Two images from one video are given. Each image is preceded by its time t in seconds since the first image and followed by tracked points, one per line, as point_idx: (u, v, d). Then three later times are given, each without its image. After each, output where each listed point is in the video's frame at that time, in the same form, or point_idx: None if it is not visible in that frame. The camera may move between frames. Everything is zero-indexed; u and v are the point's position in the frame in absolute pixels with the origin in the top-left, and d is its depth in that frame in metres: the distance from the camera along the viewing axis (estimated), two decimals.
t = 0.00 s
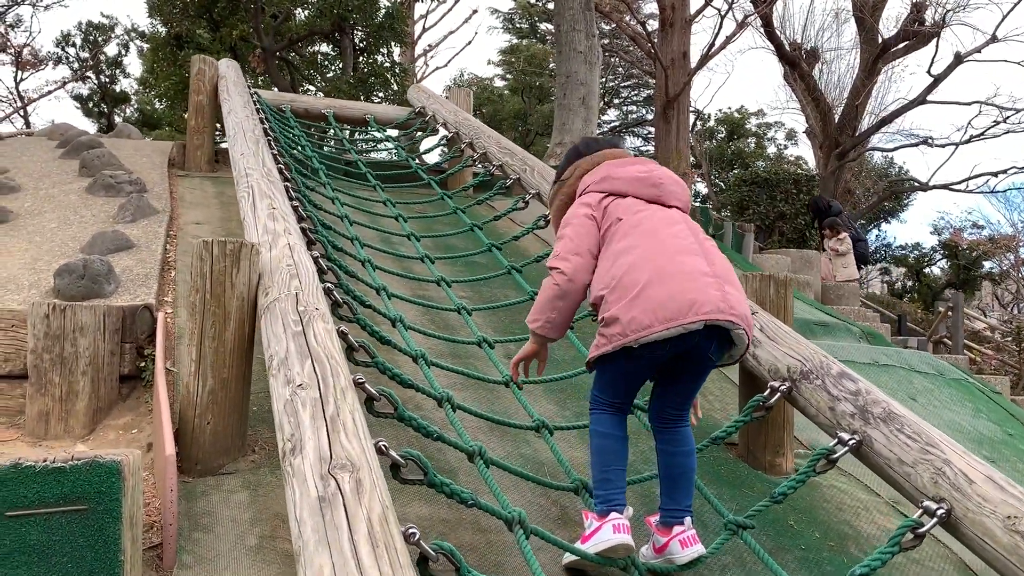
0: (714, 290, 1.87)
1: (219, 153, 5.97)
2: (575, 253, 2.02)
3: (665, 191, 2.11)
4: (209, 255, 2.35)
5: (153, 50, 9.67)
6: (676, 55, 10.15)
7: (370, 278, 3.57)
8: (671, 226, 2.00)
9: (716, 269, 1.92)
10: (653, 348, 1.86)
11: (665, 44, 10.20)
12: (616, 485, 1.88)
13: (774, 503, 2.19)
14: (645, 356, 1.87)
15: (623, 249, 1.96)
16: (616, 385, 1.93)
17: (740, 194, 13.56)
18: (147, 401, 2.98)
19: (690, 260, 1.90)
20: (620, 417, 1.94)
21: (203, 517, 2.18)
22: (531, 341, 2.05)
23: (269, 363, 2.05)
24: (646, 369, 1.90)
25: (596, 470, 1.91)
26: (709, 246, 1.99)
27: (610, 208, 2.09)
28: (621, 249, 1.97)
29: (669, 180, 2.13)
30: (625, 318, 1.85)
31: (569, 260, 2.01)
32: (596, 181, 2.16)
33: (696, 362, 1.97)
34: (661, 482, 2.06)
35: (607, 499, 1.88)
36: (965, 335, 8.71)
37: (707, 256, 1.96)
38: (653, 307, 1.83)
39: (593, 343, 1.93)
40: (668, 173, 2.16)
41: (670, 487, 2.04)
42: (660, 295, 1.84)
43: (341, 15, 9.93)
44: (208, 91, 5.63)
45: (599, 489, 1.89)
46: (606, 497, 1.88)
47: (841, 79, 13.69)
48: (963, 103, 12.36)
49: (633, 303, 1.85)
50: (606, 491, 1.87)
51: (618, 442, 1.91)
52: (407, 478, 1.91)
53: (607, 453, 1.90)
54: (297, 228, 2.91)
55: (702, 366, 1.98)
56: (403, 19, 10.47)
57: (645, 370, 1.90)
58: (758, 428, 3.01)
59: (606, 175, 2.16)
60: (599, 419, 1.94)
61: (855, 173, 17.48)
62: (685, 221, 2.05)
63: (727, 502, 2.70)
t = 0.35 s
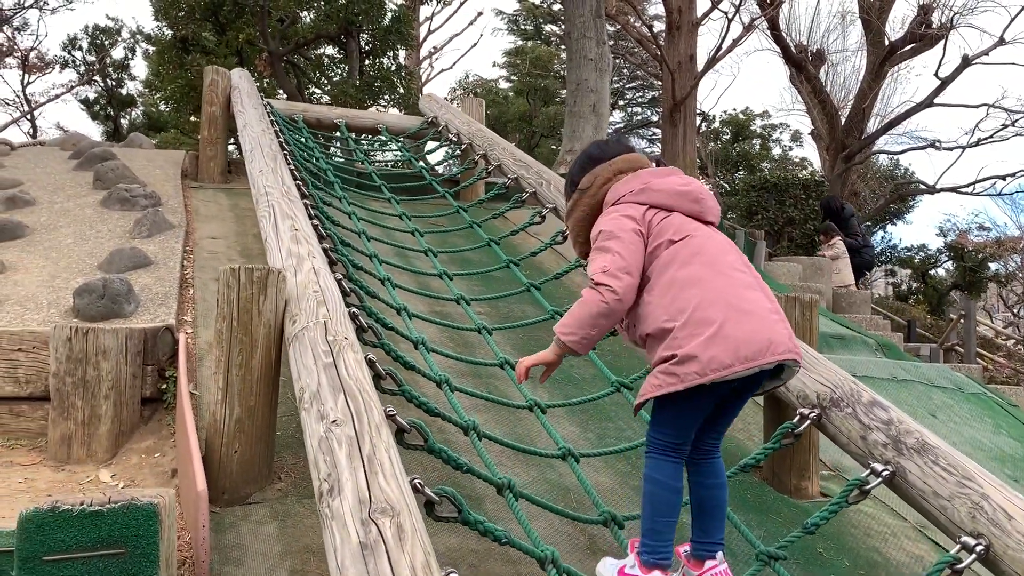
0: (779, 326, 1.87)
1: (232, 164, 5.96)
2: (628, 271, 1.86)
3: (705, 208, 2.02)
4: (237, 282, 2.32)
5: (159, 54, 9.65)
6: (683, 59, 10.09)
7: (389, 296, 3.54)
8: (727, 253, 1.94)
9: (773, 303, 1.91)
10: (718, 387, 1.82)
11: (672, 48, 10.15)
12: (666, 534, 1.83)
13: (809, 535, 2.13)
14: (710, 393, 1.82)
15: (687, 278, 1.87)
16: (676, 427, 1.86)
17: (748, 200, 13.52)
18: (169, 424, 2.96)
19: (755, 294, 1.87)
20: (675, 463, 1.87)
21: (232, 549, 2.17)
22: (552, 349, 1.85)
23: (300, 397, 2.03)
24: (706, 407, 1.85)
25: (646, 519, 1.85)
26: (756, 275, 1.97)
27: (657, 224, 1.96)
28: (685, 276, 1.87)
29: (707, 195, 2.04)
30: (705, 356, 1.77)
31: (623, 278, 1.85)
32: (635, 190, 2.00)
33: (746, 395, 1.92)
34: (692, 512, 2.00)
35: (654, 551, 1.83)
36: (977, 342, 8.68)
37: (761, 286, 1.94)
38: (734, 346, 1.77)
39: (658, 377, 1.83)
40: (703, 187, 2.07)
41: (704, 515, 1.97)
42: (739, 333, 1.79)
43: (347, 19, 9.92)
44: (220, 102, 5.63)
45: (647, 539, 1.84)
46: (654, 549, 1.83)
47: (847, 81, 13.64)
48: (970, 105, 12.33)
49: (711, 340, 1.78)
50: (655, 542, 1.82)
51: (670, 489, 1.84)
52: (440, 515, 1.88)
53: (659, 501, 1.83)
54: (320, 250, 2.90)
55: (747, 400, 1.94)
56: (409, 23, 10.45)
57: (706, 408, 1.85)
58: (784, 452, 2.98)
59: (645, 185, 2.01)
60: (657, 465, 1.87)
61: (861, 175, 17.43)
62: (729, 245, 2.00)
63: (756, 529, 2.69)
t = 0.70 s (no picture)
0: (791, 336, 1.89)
1: (237, 167, 5.96)
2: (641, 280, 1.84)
3: (711, 213, 2.02)
4: (247, 289, 2.32)
5: (161, 55, 9.62)
6: (686, 59, 10.06)
7: (397, 301, 3.54)
8: (737, 261, 1.94)
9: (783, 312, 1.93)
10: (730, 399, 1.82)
11: (675, 48, 10.15)
12: (676, 545, 1.83)
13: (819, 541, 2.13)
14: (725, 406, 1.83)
15: (701, 289, 1.86)
16: (687, 438, 1.86)
17: (752, 201, 13.50)
18: (177, 429, 2.96)
19: (768, 305, 1.88)
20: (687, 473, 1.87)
21: (244, 557, 2.18)
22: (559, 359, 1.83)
23: (312, 406, 2.03)
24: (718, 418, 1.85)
25: (657, 529, 1.84)
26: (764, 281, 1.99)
27: (667, 232, 1.95)
28: (700, 288, 1.86)
29: (713, 199, 2.04)
30: (724, 373, 1.76)
31: (636, 288, 1.82)
32: (642, 195, 1.98)
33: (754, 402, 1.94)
34: (699, 518, 2.00)
35: (665, 561, 1.83)
36: (982, 343, 8.66)
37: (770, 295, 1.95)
38: (752, 362, 1.78)
39: (675, 393, 1.82)
40: (708, 190, 2.06)
41: (709, 519, 1.97)
42: (756, 348, 1.79)
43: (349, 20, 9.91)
44: (226, 105, 5.64)
45: (656, 549, 1.84)
46: (665, 559, 1.83)
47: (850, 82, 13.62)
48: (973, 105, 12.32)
49: (730, 355, 1.78)
50: (665, 552, 1.81)
51: (681, 499, 1.83)
52: (452, 523, 1.88)
53: (669, 511, 1.83)
54: (329, 256, 2.89)
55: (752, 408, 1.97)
56: (412, 24, 10.42)
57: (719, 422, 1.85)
58: (792, 458, 2.98)
59: (652, 190, 1.99)
60: (667, 474, 1.87)
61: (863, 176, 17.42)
62: (736, 251, 2.01)
63: (766, 534, 2.69)
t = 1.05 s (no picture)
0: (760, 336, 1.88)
1: (236, 167, 5.95)
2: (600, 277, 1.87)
3: (684, 201, 2.02)
4: (244, 287, 2.30)
5: (161, 55, 9.60)
6: (687, 59, 10.04)
7: (395, 300, 3.53)
8: (705, 257, 1.94)
9: (755, 309, 1.92)
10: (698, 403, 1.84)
11: (676, 48, 10.12)
12: (662, 548, 1.83)
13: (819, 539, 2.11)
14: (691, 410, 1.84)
15: (664, 290, 1.88)
16: (662, 438, 1.86)
17: (753, 201, 13.48)
18: (175, 429, 2.95)
19: (735, 304, 1.88)
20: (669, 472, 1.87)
21: (240, 557, 2.17)
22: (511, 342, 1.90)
23: (309, 405, 2.02)
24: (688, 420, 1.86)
25: (643, 533, 1.85)
26: (737, 275, 1.98)
27: (634, 225, 1.95)
28: (663, 288, 1.88)
29: (687, 186, 2.02)
30: (683, 379, 1.77)
31: (593, 285, 1.86)
32: (613, 183, 1.98)
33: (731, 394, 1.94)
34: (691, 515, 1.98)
35: (653, 563, 1.83)
36: (983, 343, 8.65)
37: (741, 291, 1.94)
38: (712, 367, 1.78)
39: (638, 397, 1.84)
40: (684, 175, 2.05)
41: (700, 514, 1.95)
42: (718, 352, 1.79)
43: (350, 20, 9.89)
44: (225, 104, 5.62)
45: (644, 553, 1.84)
46: (653, 562, 1.83)
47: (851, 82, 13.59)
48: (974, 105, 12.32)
49: (689, 360, 1.79)
50: (652, 556, 1.82)
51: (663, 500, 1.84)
52: (450, 525, 1.87)
53: (650, 513, 1.84)
54: (326, 255, 2.88)
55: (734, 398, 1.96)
56: (412, 23, 10.40)
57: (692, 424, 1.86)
58: (793, 458, 2.96)
59: (623, 177, 1.99)
60: (647, 477, 1.87)
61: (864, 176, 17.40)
62: (708, 243, 2.00)
63: (766, 534, 2.68)
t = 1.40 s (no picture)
0: (718, 356, 1.87)
1: (232, 167, 5.93)
2: (549, 271, 1.95)
3: (653, 206, 2.00)
4: (233, 289, 2.28)
5: (161, 55, 9.57)
6: (686, 59, 10.03)
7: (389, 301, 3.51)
8: (669, 269, 1.93)
9: (717, 327, 1.91)
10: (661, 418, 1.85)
11: (675, 48, 10.10)
12: (643, 558, 1.86)
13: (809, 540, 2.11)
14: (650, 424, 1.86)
15: (620, 304, 1.89)
16: (629, 450, 1.88)
17: (752, 201, 13.47)
18: (165, 431, 2.93)
19: (694, 324, 1.87)
20: (643, 481, 1.89)
21: (227, 561, 2.15)
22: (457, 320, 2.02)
23: (296, 408, 2.00)
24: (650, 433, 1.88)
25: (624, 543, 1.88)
26: (704, 287, 1.96)
27: (595, 232, 1.97)
28: (620, 301, 1.89)
29: (656, 192, 2.01)
30: (636, 401, 1.80)
31: (541, 278, 1.94)
32: (580, 182, 2.00)
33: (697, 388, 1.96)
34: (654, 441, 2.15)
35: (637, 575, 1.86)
36: (982, 344, 8.63)
37: (706, 306, 1.93)
38: (664, 391, 1.79)
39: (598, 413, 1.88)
40: (657, 177, 2.02)
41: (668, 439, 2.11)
42: (672, 377, 1.80)
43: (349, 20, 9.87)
44: (221, 104, 5.61)
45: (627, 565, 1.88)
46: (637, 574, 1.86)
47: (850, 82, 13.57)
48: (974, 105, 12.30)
49: (641, 383, 1.80)
50: (635, 569, 1.85)
51: (640, 511, 1.87)
52: (437, 530, 1.85)
53: (628, 526, 1.87)
54: (318, 256, 2.86)
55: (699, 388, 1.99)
56: (412, 23, 10.38)
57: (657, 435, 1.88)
58: (788, 460, 2.94)
59: (591, 177, 2.00)
60: (623, 489, 1.89)
61: (864, 177, 17.38)
62: (676, 251, 1.99)
63: (760, 537, 2.66)
